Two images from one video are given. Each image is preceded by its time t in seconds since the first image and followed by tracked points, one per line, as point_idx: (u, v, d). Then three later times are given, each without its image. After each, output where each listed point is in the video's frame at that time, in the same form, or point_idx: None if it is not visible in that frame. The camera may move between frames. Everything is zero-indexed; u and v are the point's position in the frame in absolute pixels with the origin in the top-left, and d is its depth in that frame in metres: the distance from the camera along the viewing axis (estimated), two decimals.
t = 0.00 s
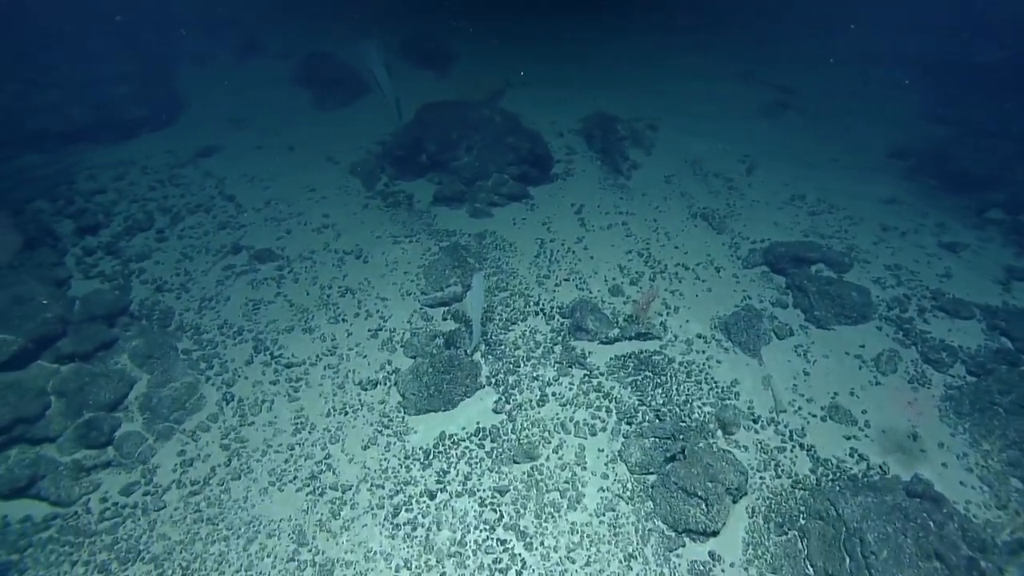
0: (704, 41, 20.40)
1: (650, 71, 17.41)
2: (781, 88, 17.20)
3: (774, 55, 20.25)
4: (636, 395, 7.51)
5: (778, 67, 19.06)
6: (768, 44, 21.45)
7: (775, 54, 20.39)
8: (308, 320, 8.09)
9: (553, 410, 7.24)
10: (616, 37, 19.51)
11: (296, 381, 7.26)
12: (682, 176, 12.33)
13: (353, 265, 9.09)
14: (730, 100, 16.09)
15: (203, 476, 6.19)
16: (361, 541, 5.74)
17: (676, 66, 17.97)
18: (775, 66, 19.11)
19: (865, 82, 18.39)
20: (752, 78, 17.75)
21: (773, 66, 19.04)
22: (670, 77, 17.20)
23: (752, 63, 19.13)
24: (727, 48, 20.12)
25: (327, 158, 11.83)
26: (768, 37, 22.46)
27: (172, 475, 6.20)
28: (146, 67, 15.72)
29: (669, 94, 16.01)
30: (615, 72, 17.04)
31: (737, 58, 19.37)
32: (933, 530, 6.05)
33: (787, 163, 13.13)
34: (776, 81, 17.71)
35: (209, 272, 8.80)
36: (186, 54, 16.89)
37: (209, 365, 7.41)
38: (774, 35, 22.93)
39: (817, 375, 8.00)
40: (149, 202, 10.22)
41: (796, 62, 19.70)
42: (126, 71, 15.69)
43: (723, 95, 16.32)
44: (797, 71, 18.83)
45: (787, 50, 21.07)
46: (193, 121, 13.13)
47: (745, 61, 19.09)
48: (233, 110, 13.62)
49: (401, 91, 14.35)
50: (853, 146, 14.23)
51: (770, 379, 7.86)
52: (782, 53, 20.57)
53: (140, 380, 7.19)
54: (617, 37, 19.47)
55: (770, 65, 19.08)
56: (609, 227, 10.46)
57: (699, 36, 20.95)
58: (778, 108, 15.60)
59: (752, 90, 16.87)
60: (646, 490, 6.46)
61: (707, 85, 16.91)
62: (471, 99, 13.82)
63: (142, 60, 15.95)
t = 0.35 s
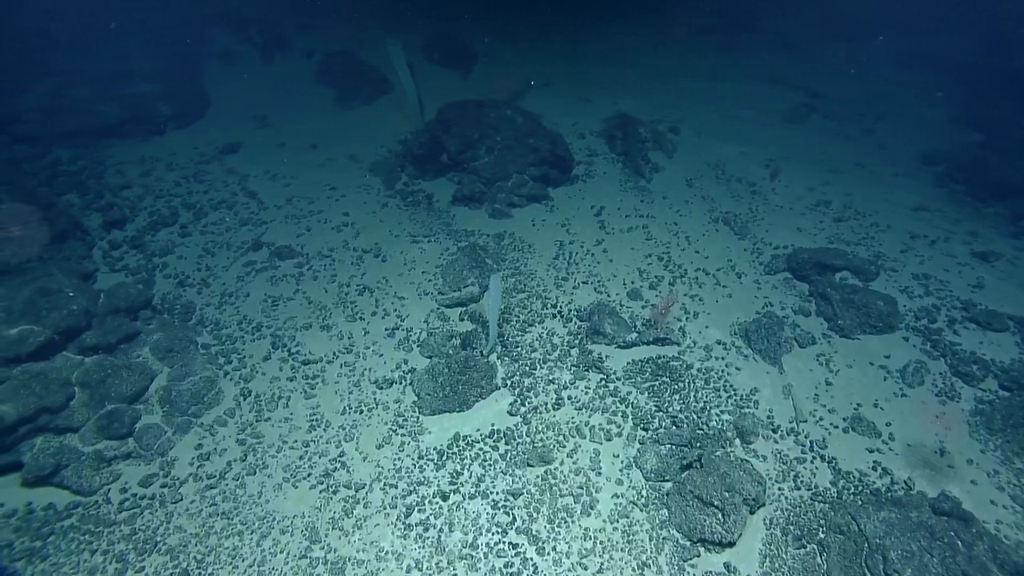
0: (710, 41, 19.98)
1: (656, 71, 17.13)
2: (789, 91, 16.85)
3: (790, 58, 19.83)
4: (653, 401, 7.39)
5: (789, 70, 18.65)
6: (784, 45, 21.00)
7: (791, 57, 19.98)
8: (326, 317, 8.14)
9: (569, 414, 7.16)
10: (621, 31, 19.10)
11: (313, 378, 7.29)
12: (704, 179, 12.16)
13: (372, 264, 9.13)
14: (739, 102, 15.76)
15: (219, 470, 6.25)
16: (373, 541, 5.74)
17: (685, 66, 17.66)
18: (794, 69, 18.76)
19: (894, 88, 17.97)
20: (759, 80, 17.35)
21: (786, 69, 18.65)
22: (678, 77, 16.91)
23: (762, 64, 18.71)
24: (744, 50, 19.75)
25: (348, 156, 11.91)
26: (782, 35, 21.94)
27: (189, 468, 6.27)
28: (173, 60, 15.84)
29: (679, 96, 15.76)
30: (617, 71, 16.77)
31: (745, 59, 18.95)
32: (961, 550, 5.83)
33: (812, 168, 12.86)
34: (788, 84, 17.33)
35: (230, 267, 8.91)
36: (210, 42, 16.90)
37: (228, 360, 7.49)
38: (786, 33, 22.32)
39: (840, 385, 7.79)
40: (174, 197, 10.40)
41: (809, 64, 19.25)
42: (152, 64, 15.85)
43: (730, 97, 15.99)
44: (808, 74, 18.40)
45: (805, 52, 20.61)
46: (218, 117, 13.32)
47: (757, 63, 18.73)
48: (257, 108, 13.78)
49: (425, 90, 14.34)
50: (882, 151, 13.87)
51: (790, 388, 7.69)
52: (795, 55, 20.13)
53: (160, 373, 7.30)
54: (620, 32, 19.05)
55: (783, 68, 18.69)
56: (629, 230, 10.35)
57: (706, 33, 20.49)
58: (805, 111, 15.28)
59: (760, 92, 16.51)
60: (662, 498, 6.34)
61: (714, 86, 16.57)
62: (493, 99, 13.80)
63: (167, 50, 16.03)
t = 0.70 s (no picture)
0: (715, 41, 19.52)
1: (658, 71, 16.84)
2: (794, 95, 16.48)
3: (803, 59, 19.38)
4: (671, 408, 7.27)
5: (796, 71, 18.20)
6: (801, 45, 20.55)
7: (813, 59, 19.54)
8: (344, 316, 8.18)
9: (585, 419, 7.07)
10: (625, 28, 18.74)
11: (329, 377, 7.33)
12: (727, 184, 11.97)
13: (391, 264, 9.15)
14: (744, 104, 15.44)
15: (236, 466, 6.31)
16: (386, 541, 5.73)
17: (687, 66, 17.35)
18: (812, 71, 18.35)
19: (923, 94, 17.56)
20: (763, 82, 16.94)
21: (798, 71, 18.21)
22: (687, 79, 16.61)
23: (772, 65, 18.26)
24: (765, 52, 19.38)
25: (370, 156, 11.99)
26: (793, 35, 21.42)
27: (207, 463, 6.34)
28: (195, 45, 15.72)
29: (699, 99, 15.54)
30: (619, 72, 16.50)
31: (752, 59, 18.52)
32: (992, 572, 5.58)
33: (839, 173, 12.58)
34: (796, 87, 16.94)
35: (252, 265, 9.02)
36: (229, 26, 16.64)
37: (246, 357, 7.57)
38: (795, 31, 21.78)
39: (865, 397, 7.57)
40: (199, 195, 10.57)
41: (819, 66, 18.79)
42: (175, 53, 15.84)
43: (735, 100, 15.65)
44: (816, 77, 17.98)
45: (827, 55, 20.17)
46: (243, 116, 13.50)
47: (767, 64, 18.32)
48: (281, 106, 13.93)
49: (448, 91, 14.34)
50: (912, 157, 13.51)
51: (812, 399, 7.50)
52: (810, 57, 19.65)
53: (181, 369, 7.40)
54: (623, 29, 18.71)
55: (795, 71, 18.24)
56: (649, 234, 10.23)
57: (711, 30, 20.02)
58: (834, 116, 14.99)
59: (767, 95, 16.13)
60: (678, 507, 6.22)
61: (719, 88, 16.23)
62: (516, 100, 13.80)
63: (189, 38, 15.98)
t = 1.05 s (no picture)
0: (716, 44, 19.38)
1: (658, 70, 16.73)
2: (796, 96, 16.27)
3: (809, 64, 19.20)
4: (689, 415, 7.14)
5: (797, 75, 18.00)
6: (807, 53, 20.46)
7: (831, 67, 19.37)
8: (362, 316, 8.21)
9: (601, 424, 6.99)
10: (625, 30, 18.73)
11: (346, 377, 7.36)
12: (750, 189, 11.78)
13: (409, 265, 9.17)
14: (744, 104, 15.33)
15: (253, 463, 6.36)
16: (399, 543, 5.71)
17: (687, 66, 17.22)
18: (817, 76, 18.20)
19: (952, 103, 17.21)
20: (764, 84, 16.73)
21: (804, 76, 18.07)
22: (693, 80, 16.42)
23: (779, 70, 18.10)
24: (781, 59, 19.25)
25: (391, 157, 12.05)
26: (800, 44, 21.37)
27: (224, 460, 6.41)
28: (223, 48, 16.05)
29: (720, 102, 15.36)
30: (619, 72, 16.42)
31: (755, 63, 18.36)
32: None
33: (866, 179, 12.29)
34: (797, 90, 16.78)
35: (272, 263, 9.11)
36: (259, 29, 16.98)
37: (265, 355, 7.64)
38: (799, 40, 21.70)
39: (891, 409, 7.35)
40: (222, 194, 10.73)
41: (823, 72, 18.63)
42: (203, 53, 16.13)
43: (741, 102, 15.43)
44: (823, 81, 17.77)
45: (846, 64, 20.01)
46: (267, 116, 13.68)
47: (774, 68, 18.13)
48: (304, 106, 14.08)
49: (471, 93, 14.35)
50: (942, 164, 13.16)
51: (836, 409, 7.30)
52: (818, 63, 19.51)
53: (201, 366, 7.49)
54: (622, 30, 18.66)
55: (801, 74, 18.08)
56: (670, 239, 10.10)
57: (709, 36, 20.00)
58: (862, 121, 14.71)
59: (768, 96, 15.98)
60: (695, 516, 6.10)
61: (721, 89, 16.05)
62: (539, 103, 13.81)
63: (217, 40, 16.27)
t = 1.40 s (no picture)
0: (718, 44, 19.05)
1: (657, 71, 16.60)
2: (803, 98, 16.06)
3: (817, 65, 18.90)
4: (708, 423, 7.01)
5: (799, 76, 17.72)
6: (818, 54, 20.11)
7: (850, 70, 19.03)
8: (380, 317, 8.24)
9: (617, 430, 6.89)
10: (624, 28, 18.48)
11: (363, 377, 7.39)
12: (773, 194, 11.57)
13: (428, 266, 9.19)
14: (754, 107, 15.15)
15: (269, 461, 6.42)
16: (412, 545, 5.70)
17: (687, 67, 17.03)
18: (832, 79, 17.90)
19: (986, 107, 16.71)
20: (761, 85, 16.61)
21: (813, 77, 17.80)
22: (713, 84, 16.24)
23: (791, 73, 17.86)
24: (800, 62, 18.94)
25: (412, 158, 12.10)
26: (821, 48, 21.00)
27: (241, 457, 6.47)
28: (248, 48, 16.29)
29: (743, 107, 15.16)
30: (619, 72, 16.33)
31: (758, 64, 18.07)
32: None
33: (895, 185, 11.98)
34: (805, 91, 16.59)
35: (292, 263, 9.20)
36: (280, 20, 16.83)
37: (283, 353, 7.70)
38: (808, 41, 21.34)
39: (918, 422, 7.11)
40: (245, 193, 10.88)
41: (829, 73, 18.31)
42: (229, 53, 16.36)
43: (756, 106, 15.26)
44: (827, 82, 17.53)
45: (871, 68, 19.62)
46: (291, 116, 13.82)
47: (780, 71, 17.91)
48: (326, 107, 14.22)
49: (493, 95, 14.35)
50: (975, 170, 12.76)
51: (859, 421, 7.10)
52: (831, 65, 19.20)
53: (220, 363, 7.58)
54: (632, 29, 18.49)
55: (806, 76, 17.82)
56: (690, 244, 9.96)
57: (720, 35, 19.76)
58: (891, 126, 14.38)
59: (775, 97, 15.87)
60: (712, 526, 5.97)
61: (721, 90, 15.91)
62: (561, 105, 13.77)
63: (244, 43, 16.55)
